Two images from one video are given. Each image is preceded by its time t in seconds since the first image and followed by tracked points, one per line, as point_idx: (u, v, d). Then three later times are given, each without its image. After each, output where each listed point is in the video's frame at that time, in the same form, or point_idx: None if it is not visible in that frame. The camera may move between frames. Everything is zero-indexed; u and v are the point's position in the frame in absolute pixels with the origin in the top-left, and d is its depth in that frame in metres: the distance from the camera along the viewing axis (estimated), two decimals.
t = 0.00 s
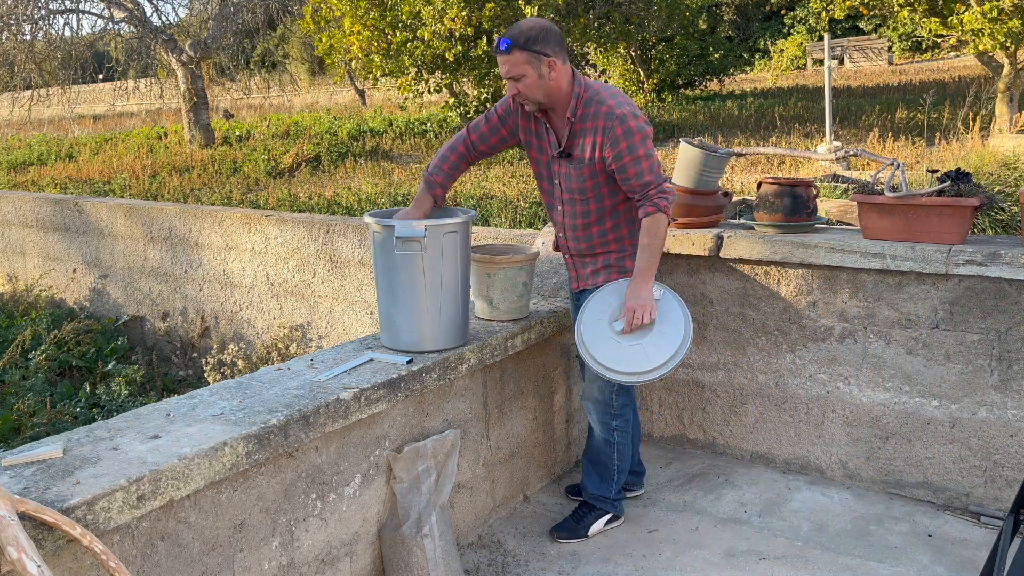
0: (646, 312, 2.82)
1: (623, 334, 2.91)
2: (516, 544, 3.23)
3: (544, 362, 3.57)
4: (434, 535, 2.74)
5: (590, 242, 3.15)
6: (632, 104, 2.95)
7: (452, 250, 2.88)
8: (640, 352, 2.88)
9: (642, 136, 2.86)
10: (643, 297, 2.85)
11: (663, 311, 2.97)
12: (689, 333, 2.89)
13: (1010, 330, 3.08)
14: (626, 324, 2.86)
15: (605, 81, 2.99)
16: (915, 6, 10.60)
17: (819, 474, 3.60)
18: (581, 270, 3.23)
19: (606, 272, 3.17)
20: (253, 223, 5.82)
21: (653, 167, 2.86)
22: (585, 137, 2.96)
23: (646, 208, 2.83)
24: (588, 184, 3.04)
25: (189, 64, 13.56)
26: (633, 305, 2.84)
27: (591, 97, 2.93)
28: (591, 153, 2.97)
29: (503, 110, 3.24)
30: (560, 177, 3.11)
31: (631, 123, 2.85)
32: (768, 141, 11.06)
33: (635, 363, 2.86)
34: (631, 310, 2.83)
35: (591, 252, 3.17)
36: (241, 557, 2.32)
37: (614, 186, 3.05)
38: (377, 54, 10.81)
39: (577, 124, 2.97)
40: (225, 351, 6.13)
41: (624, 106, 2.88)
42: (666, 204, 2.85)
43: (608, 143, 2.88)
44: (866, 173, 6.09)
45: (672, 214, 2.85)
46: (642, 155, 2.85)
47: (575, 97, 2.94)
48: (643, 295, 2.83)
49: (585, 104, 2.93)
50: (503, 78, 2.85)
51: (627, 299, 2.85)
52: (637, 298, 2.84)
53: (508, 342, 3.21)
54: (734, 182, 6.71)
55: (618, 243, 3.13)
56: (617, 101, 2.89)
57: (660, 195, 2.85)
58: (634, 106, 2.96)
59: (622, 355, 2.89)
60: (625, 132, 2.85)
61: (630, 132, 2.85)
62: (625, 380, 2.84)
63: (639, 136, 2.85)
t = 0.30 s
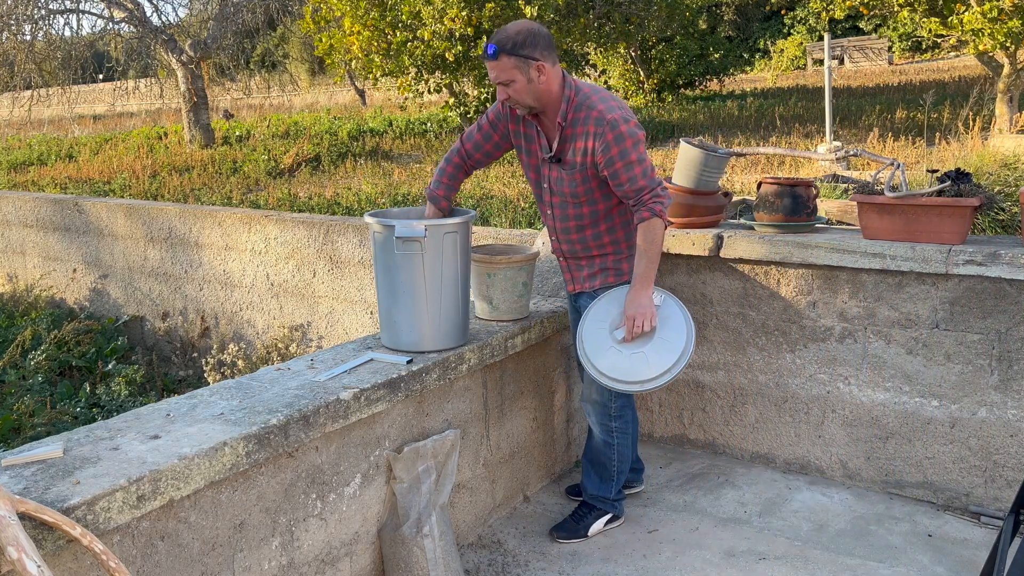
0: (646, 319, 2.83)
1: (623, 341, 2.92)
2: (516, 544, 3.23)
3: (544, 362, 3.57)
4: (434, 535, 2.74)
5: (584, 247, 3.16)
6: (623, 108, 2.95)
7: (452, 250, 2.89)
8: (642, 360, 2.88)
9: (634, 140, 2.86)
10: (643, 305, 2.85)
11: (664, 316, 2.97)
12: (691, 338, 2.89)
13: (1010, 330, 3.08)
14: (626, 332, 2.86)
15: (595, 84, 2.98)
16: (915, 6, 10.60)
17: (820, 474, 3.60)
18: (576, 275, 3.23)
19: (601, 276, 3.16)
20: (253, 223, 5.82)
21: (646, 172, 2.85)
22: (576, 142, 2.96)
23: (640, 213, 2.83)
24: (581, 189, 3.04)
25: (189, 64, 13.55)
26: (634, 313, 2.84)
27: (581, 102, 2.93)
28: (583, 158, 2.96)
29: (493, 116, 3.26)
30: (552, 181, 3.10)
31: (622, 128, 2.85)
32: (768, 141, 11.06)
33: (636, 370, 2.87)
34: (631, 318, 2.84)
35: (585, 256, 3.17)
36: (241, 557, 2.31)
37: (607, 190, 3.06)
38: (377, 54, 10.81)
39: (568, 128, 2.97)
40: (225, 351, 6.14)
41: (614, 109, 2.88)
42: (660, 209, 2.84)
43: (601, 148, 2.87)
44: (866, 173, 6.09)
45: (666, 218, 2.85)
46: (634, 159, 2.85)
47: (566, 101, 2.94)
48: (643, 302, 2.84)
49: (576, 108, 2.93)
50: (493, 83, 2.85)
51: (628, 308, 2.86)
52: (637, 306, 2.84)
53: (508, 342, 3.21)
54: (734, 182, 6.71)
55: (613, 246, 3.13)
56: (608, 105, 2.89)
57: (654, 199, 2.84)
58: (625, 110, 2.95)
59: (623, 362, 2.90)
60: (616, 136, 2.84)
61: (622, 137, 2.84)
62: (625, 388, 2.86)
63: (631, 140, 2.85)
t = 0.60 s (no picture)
0: (629, 320, 2.82)
1: (609, 341, 2.92)
2: (516, 544, 3.23)
3: (544, 362, 3.57)
4: (434, 535, 2.74)
5: (579, 246, 3.16)
6: (620, 108, 2.95)
7: (452, 250, 2.89)
8: (624, 360, 2.88)
9: (628, 141, 2.86)
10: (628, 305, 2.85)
11: (650, 318, 2.97)
12: (675, 341, 2.88)
13: (1010, 331, 3.08)
14: (610, 330, 2.86)
15: (593, 83, 2.98)
16: (915, 6, 10.60)
17: (820, 474, 3.60)
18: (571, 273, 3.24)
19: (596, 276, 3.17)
20: (253, 223, 5.82)
21: (640, 173, 2.85)
22: (572, 140, 2.96)
23: (632, 213, 2.83)
24: (577, 188, 3.04)
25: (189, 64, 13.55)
26: (617, 313, 2.84)
27: (578, 100, 2.93)
28: (578, 157, 2.97)
29: (493, 115, 3.26)
30: (549, 180, 3.10)
31: (617, 128, 2.85)
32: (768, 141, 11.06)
33: (615, 370, 2.86)
34: (615, 317, 2.83)
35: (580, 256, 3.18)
36: (241, 557, 2.32)
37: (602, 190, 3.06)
38: (377, 54, 10.81)
39: (565, 127, 2.97)
40: (225, 351, 6.14)
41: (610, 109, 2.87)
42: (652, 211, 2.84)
43: (596, 147, 2.87)
44: (866, 173, 6.10)
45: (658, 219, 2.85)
46: (628, 160, 2.84)
47: (564, 99, 2.94)
48: (629, 302, 2.83)
49: (573, 106, 2.93)
50: (491, 79, 2.85)
51: (613, 307, 2.85)
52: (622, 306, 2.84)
53: (508, 342, 3.21)
54: (734, 182, 6.71)
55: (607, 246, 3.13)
56: (605, 104, 2.89)
57: (647, 200, 2.84)
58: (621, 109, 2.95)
59: (605, 362, 2.89)
60: (612, 136, 2.84)
61: (616, 137, 2.84)
62: (603, 386, 2.85)
63: (626, 140, 2.85)
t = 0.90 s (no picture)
0: (630, 316, 2.81)
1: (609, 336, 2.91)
2: (516, 544, 3.23)
3: (545, 362, 3.57)
4: (434, 535, 2.74)
5: (577, 241, 3.16)
6: (626, 104, 2.95)
7: (452, 251, 2.88)
8: (625, 356, 2.88)
9: (633, 136, 2.85)
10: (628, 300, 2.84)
11: (651, 315, 2.98)
12: (677, 337, 2.89)
13: (1010, 330, 3.08)
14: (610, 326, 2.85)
15: (600, 79, 2.99)
16: (915, 6, 10.60)
17: (820, 474, 3.60)
18: (566, 268, 3.23)
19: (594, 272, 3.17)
20: (253, 223, 5.82)
21: (644, 169, 2.85)
22: (577, 133, 2.96)
23: (635, 209, 2.83)
24: (579, 182, 3.04)
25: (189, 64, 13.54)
26: (618, 308, 2.82)
27: (585, 94, 2.94)
28: (582, 150, 2.97)
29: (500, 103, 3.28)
30: (550, 174, 3.10)
31: (623, 122, 2.85)
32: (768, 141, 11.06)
33: (616, 366, 2.86)
34: (615, 313, 2.82)
35: (578, 252, 3.17)
36: (241, 557, 2.32)
37: (604, 184, 3.06)
38: (377, 54, 10.81)
39: (570, 120, 2.97)
40: (225, 351, 6.14)
41: (617, 103, 2.88)
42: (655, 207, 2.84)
43: (601, 141, 2.88)
44: (866, 172, 6.10)
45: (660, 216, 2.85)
46: (632, 155, 2.85)
47: (570, 92, 2.95)
48: (630, 297, 2.82)
49: (579, 99, 2.94)
50: (498, 70, 2.85)
51: (614, 302, 2.84)
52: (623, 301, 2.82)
53: (508, 342, 3.21)
54: (734, 182, 6.71)
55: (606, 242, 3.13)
56: (612, 99, 2.90)
57: (650, 197, 2.84)
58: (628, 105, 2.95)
59: (605, 358, 2.89)
60: (617, 130, 2.84)
61: (622, 131, 2.84)
62: (604, 382, 2.85)
63: (632, 135, 2.85)
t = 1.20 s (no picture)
0: (629, 314, 2.82)
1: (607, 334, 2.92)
2: (515, 544, 3.23)
3: (545, 362, 3.57)
4: (434, 535, 2.74)
5: (575, 238, 3.15)
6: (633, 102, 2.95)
7: (452, 252, 2.88)
8: (623, 356, 2.88)
9: (637, 134, 2.86)
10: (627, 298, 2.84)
11: (650, 315, 2.97)
12: (675, 337, 2.88)
13: (1010, 330, 3.08)
14: (609, 324, 2.86)
15: (609, 77, 3.00)
16: (915, 6, 10.60)
17: (820, 474, 3.60)
18: (561, 265, 3.22)
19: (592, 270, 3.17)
20: (253, 223, 5.82)
21: (645, 168, 2.86)
22: (581, 129, 2.96)
23: (634, 207, 2.82)
24: (580, 178, 3.04)
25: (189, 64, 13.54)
26: (617, 306, 2.83)
27: (592, 90, 2.94)
28: (586, 146, 2.97)
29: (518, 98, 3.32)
30: (553, 169, 3.10)
31: (628, 120, 2.85)
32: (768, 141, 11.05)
33: (613, 365, 2.86)
34: (615, 310, 2.83)
35: (575, 249, 3.17)
36: (241, 557, 2.32)
37: (605, 182, 3.06)
38: (377, 54, 10.80)
39: (575, 114, 2.97)
40: (225, 351, 6.13)
41: (624, 100, 2.89)
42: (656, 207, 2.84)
43: (605, 137, 2.88)
44: (866, 172, 6.10)
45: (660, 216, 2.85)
46: (634, 152, 2.85)
47: (578, 88, 2.95)
48: (630, 295, 2.83)
49: (586, 95, 2.94)
50: (507, 61, 2.86)
51: (613, 300, 2.85)
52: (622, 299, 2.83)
53: (508, 342, 3.20)
54: (734, 182, 6.71)
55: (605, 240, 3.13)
56: (618, 96, 2.90)
57: (650, 195, 2.84)
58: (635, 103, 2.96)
59: (603, 357, 2.89)
60: (621, 127, 2.85)
61: (626, 129, 2.85)
62: (601, 380, 2.85)
63: (636, 133, 2.85)
